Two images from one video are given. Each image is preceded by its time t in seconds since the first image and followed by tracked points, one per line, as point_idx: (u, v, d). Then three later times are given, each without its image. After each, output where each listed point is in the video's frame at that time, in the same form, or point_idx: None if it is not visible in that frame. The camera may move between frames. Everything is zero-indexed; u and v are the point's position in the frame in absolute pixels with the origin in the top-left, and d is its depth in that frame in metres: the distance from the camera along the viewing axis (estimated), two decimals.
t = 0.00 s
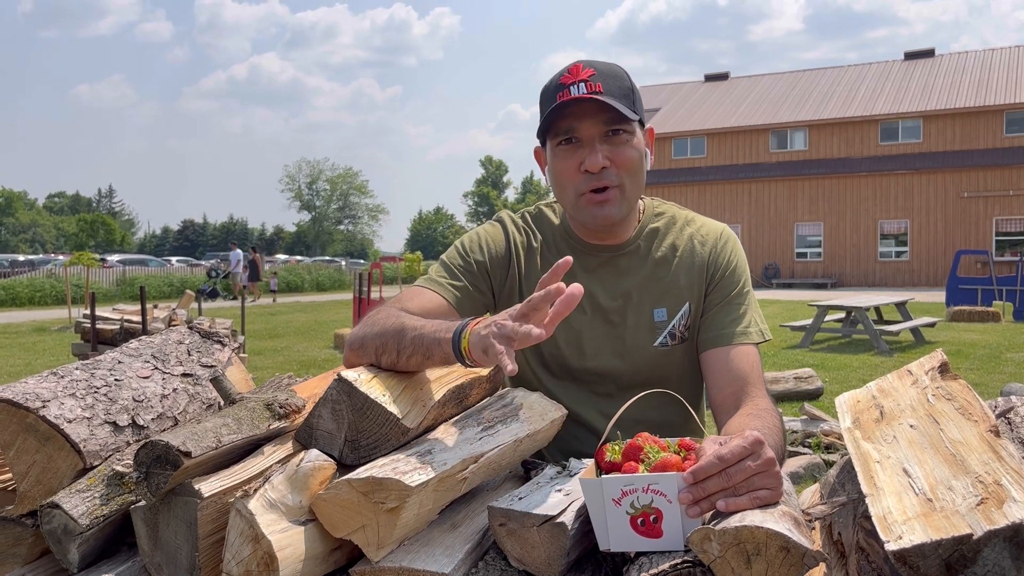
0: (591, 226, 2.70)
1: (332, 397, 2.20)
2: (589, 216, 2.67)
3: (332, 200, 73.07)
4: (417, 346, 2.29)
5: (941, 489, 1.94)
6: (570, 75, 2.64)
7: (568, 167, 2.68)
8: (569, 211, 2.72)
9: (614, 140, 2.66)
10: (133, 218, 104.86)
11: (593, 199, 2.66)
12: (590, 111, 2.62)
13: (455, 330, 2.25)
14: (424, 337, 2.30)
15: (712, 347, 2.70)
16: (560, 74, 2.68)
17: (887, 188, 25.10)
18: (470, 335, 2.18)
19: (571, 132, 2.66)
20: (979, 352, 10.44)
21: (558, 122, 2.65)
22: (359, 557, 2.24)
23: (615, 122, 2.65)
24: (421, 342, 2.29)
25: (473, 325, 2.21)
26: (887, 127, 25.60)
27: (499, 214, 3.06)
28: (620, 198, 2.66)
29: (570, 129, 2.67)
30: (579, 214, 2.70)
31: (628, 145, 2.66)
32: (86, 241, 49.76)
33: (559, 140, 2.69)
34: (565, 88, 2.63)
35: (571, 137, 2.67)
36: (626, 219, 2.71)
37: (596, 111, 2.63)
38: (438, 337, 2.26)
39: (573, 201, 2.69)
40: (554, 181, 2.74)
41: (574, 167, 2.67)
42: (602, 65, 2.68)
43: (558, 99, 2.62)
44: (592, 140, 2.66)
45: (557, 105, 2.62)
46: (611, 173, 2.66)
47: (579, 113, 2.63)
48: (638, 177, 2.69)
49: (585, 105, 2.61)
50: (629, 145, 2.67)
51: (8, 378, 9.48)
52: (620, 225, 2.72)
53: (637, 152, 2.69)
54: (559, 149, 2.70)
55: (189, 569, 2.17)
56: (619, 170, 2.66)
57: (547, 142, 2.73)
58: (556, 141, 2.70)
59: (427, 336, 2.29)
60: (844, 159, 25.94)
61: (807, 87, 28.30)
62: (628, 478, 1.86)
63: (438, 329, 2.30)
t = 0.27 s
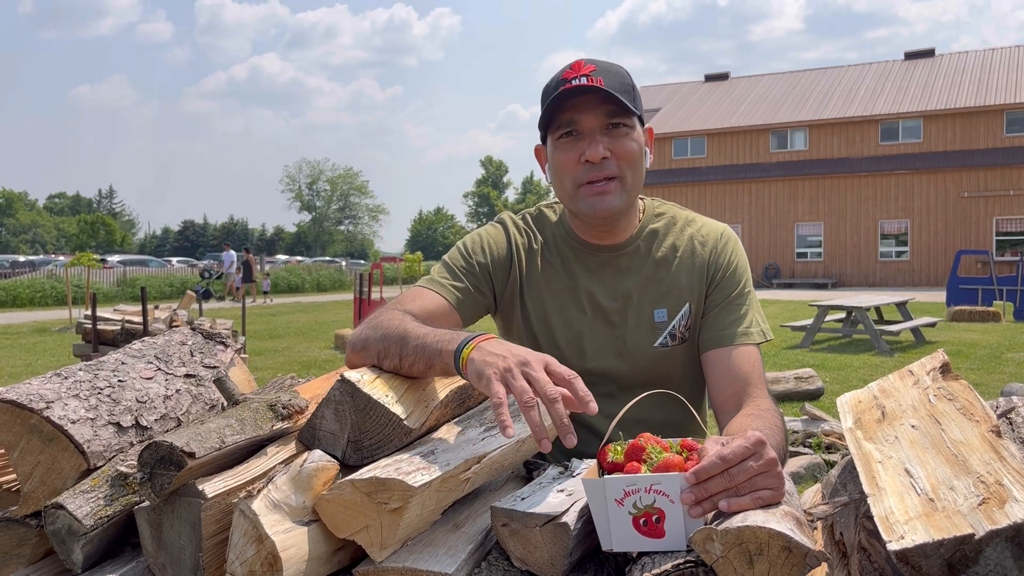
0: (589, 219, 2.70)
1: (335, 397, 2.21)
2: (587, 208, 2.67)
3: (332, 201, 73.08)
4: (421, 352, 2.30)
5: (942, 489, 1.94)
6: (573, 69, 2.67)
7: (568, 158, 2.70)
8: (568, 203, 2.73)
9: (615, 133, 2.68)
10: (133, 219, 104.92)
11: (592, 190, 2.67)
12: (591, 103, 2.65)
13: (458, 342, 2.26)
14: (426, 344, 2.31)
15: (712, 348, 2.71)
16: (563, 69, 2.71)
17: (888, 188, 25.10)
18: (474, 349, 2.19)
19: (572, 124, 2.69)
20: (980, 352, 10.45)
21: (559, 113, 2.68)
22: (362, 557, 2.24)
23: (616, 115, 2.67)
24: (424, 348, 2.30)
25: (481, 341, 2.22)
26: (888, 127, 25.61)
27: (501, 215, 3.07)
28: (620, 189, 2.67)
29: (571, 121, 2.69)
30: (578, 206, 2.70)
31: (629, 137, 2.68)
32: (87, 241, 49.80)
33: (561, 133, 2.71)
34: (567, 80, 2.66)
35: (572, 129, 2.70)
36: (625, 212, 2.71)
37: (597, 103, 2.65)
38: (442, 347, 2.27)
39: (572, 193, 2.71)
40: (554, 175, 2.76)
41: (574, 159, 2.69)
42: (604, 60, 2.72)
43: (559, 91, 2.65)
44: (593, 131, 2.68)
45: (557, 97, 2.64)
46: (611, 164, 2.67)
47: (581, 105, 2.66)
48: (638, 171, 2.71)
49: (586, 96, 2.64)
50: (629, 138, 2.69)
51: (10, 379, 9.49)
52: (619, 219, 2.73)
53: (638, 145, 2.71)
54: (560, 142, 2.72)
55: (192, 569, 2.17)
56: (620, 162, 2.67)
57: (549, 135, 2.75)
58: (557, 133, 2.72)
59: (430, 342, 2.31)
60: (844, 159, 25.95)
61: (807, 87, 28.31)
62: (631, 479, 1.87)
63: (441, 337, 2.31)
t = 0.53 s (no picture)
0: (590, 218, 2.69)
1: (335, 398, 2.21)
2: (588, 206, 2.67)
3: (332, 201, 73.05)
4: (428, 358, 2.31)
5: (941, 489, 1.95)
6: (580, 67, 2.68)
7: (572, 156, 2.70)
8: (570, 200, 2.72)
9: (619, 133, 2.69)
10: (133, 220, 104.98)
11: (595, 189, 2.67)
12: (597, 101, 2.66)
13: (472, 353, 2.26)
14: (435, 350, 2.31)
15: (711, 348, 2.71)
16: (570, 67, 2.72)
17: (888, 187, 25.10)
18: (491, 366, 2.19)
19: (578, 122, 2.70)
20: (980, 352, 10.45)
21: (565, 110, 2.69)
22: (363, 557, 2.24)
23: (621, 115, 2.68)
24: (432, 354, 2.31)
25: (498, 357, 2.22)
26: (888, 127, 25.60)
27: (500, 216, 3.07)
28: (623, 189, 2.67)
29: (576, 119, 2.70)
30: (579, 204, 2.69)
31: (634, 137, 2.69)
32: (87, 242, 49.86)
33: (566, 130, 2.71)
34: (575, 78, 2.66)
35: (577, 127, 2.70)
36: (626, 212, 2.71)
37: (603, 102, 2.66)
38: (455, 356, 2.28)
39: (574, 191, 2.70)
40: (557, 172, 2.76)
41: (577, 156, 2.69)
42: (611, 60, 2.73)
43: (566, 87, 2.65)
44: (597, 131, 2.69)
45: (563, 95, 2.65)
46: (615, 163, 2.68)
47: (587, 104, 2.67)
48: (641, 171, 2.71)
49: (594, 94, 2.64)
50: (634, 139, 2.70)
51: (10, 380, 9.50)
52: (620, 219, 2.73)
53: (642, 146, 2.72)
54: (565, 139, 2.72)
55: (193, 569, 2.17)
56: (623, 162, 2.68)
57: (554, 132, 2.75)
58: (562, 131, 2.72)
59: (440, 348, 2.31)
60: (844, 159, 25.94)
61: (807, 87, 28.31)
62: (630, 479, 1.87)
63: (449, 345, 2.32)
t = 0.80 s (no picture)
0: (589, 212, 2.69)
1: (334, 397, 2.21)
2: (588, 200, 2.66)
3: (332, 201, 73.03)
4: (429, 360, 2.31)
5: (939, 488, 1.95)
6: (585, 64, 2.70)
7: (574, 150, 2.70)
8: (570, 193, 2.71)
9: (622, 129, 2.70)
10: (133, 220, 104.94)
11: (596, 182, 2.66)
12: (600, 96, 2.67)
13: (473, 358, 2.26)
14: (436, 352, 2.31)
15: (711, 346, 2.71)
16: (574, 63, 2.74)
17: (888, 187, 25.10)
18: (493, 371, 2.18)
19: (580, 116, 2.70)
20: (980, 352, 10.45)
21: (567, 105, 2.70)
22: (361, 556, 2.24)
23: (624, 112, 2.70)
24: (434, 355, 2.31)
25: (501, 363, 2.21)
26: (887, 127, 25.60)
27: (499, 213, 3.07)
28: (624, 183, 2.67)
29: (579, 113, 2.70)
30: (579, 198, 2.69)
31: (635, 134, 2.70)
32: (86, 242, 49.97)
33: (568, 124, 2.71)
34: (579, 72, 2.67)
35: (579, 122, 2.71)
36: (626, 207, 2.71)
37: (606, 98, 2.68)
38: (456, 359, 2.27)
39: (575, 184, 2.69)
40: (557, 166, 2.76)
41: (579, 150, 2.69)
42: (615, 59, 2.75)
43: (570, 81, 2.67)
44: (600, 126, 2.69)
45: (568, 88, 2.66)
46: (616, 158, 2.67)
47: (590, 98, 2.68)
48: (642, 168, 2.71)
49: (597, 88, 2.66)
50: (635, 136, 2.71)
51: (10, 380, 9.50)
52: (620, 214, 2.72)
53: (643, 143, 2.72)
54: (567, 133, 2.72)
55: (191, 569, 2.17)
56: (625, 158, 2.68)
57: (555, 127, 2.76)
58: (564, 125, 2.72)
59: (442, 352, 2.31)
60: (843, 159, 25.95)
61: (807, 87, 28.30)
62: (629, 479, 1.87)
63: (450, 349, 2.32)
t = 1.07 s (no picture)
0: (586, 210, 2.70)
1: (331, 397, 2.21)
2: (586, 197, 2.67)
3: (332, 201, 73.01)
4: (423, 356, 2.30)
5: (937, 487, 1.95)
6: (589, 61, 2.69)
7: (573, 148, 2.70)
8: (568, 191, 2.72)
9: (623, 129, 2.69)
10: (132, 220, 104.92)
11: (594, 181, 2.67)
12: (603, 95, 2.66)
13: (466, 350, 2.26)
14: (430, 347, 2.31)
15: (710, 345, 2.71)
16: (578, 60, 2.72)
17: (887, 187, 25.11)
18: (486, 359, 2.17)
19: (581, 114, 2.69)
20: (979, 351, 10.45)
21: (570, 102, 2.69)
22: (359, 556, 2.24)
23: (626, 112, 2.69)
24: (428, 351, 2.30)
25: (494, 351, 2.20)
26: (887, 127, 25.61)
27: (497, 211, 3.07)
28: (622, 183, 2.67)
29: (581, 111, 2.69)
30: (577, 195, 2.69)
31: (636, 135, 2.69)
32: (85, 242, 50.00)
33: (569, 121, 2.71)
34: (583, 70, 2.66)
35: (581, 119, 2.70)
36: (624, 206, 2.71)
37: (609, 96, 2.67)
38: (449, 353, 2.27)
39: (573, 182, 2.70)
40: (556, 163, 2.75)
41: (579, 148, 2.69)
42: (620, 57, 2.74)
43: (573, 79, 2.66)
44: (601, 124, 2.69)
45: (570, 85, 2.65)
46: (616, 158, 2.67)
47: (593, 96, 2.67)
48: (641, 168, 2.71)
49: (600, 87, 2.65)
50: (636, 136, 2.70)
51: (9, 380, 9.50)
52: (617, 212, 2.73)
53: (643, 143, 2.72)
54: (567, 130, 2.72)
55: (189, 569, 2.17)
56: (624, 158, 2.68)
57: (556, 123, 2.75)
58: (565, 122, 2.72)
59: (435, 346, 2.31)
60: (843, 159, 25.95)
61: (807, 87, 28.30)
62: (627, 478, 1.87)
63: (443, 343, 2.31)
